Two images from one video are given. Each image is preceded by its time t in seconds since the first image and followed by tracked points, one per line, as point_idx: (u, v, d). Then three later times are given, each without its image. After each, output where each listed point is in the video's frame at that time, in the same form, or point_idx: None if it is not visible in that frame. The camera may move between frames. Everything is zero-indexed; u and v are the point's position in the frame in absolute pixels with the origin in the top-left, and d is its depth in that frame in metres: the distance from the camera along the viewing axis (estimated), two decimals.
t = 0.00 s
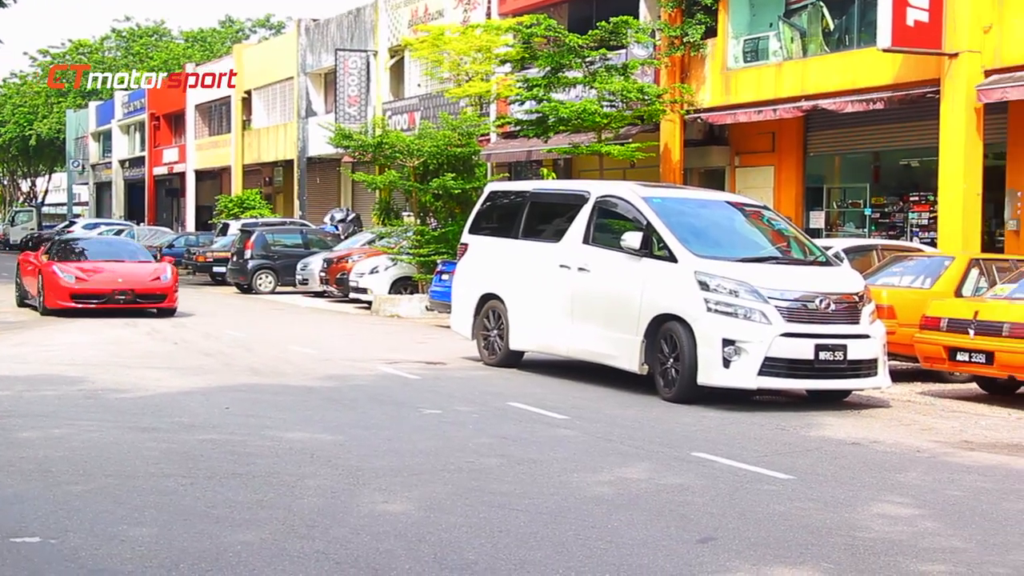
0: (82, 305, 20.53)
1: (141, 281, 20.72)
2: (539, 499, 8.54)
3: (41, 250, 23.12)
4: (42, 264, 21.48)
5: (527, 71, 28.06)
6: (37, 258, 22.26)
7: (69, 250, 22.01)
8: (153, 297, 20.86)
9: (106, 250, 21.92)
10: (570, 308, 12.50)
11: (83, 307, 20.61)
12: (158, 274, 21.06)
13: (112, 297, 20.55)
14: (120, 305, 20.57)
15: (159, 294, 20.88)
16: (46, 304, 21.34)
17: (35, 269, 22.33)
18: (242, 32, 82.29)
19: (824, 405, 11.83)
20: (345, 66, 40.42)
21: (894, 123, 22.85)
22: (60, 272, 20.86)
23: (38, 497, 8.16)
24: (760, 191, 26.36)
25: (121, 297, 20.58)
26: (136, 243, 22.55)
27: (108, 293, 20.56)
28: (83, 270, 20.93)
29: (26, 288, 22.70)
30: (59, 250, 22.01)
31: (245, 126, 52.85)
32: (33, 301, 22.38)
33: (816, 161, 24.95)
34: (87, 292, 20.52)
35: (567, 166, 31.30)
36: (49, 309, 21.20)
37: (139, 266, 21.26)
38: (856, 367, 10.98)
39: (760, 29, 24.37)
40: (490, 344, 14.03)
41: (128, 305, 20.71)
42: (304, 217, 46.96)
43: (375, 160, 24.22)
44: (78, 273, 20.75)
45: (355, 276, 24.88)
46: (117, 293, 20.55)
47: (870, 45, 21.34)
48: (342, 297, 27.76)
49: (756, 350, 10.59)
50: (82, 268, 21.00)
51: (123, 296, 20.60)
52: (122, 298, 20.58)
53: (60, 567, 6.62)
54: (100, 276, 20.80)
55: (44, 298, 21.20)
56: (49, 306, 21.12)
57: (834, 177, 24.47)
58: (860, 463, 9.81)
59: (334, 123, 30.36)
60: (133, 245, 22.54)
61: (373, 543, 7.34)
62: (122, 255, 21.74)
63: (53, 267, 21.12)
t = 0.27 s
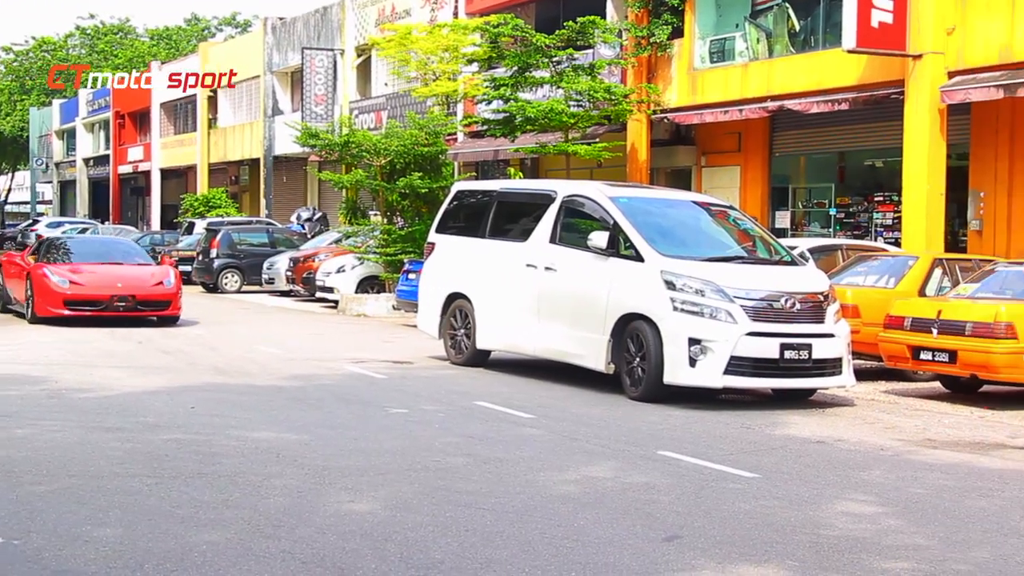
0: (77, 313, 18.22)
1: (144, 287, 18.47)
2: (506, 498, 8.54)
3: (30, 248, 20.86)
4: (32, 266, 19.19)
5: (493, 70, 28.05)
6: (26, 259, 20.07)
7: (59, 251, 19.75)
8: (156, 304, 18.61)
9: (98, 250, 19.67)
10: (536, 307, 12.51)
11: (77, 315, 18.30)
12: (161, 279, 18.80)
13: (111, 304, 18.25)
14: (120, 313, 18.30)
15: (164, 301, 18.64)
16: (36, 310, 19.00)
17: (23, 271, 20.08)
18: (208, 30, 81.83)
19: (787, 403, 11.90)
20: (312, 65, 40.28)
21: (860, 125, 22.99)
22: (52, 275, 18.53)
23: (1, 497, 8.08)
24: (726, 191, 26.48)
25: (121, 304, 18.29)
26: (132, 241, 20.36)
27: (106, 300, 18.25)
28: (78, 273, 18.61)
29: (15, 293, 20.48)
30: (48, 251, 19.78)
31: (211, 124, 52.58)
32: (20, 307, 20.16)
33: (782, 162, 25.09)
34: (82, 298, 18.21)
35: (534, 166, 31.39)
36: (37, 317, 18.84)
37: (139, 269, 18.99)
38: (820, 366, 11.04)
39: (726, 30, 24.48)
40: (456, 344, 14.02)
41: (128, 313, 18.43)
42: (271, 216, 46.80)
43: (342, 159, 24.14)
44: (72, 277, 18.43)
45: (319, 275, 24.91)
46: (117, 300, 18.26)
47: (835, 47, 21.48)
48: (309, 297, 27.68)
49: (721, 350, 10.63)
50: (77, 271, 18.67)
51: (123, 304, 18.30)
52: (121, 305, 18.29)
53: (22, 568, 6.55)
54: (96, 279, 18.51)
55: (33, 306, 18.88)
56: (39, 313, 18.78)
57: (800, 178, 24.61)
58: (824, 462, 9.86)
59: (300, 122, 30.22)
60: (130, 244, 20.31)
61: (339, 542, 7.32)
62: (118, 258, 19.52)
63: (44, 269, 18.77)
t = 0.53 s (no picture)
0: (77, 321, 16.51)
1: (150, 292, 16.88)
2: (477, 498, 8.54)
3: (17, 249, 19.00)
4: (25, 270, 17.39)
5: (464, 69, 28.02)
6: (16, 260, 18.24)
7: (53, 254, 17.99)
8: (162, 310, 17.00)
9: (95, 251, 18.02)
10: (508, 306, 12.50)
11: (76, 323, 16.59)
12: (168, 283, 17.21)
13: (114, 311, 16.58)
14: (124, 321, 16.66)
15: (171, 307, 17.07)
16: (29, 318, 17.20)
17: (13, 275, 18.23)
18: (178, 28, 81.34)
19: (756, 403, 11.94)
20: (283, 64, 40.15)
21: (830, 125, 23.09)
22: (48, 280, 16.78)
23: None
24: (697, 191, 26.56)
25: (125, 310, 16.65)
26: (130, 241, 18.68)
27: (108, 307, 16.58)
28: (78, 278, 16.90)
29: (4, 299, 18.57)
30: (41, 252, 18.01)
31: (181, 123, 52.32)
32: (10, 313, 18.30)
33: (753, 162, 25.21)
34: (82, 305, 16.52)
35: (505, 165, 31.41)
36: (30, 326, 17.10)
37: (141, 272, 17.36)
38: (790, 365, 11.09)
39: (698, 30, 24.53)
40: (427, 343, 13.99)
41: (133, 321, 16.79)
42: (242, 215, 46.61)
43: (313, 158, 24.06)
44: (71, 281, 16.72)
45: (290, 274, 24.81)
46: (120, 306, 16.61)
47: (806, 48, 21.58)
48: (280, 297, 27.56)
49: (692, 349, 10.65)
50: (75, 275, 16.95)
51: (128, 310, 16.66)
52: (125, 312, 16.65)
53: None
54: (96, 283, 16.83)
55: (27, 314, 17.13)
56: (32, 321, 17.00)
57: (771, 178, 24.72)
58: (794, 461, 9.90)
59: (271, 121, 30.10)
60: (128, 244, 18.63)
61: (309, 542, 7.29)
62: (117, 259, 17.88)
63: (38, 273, 17.00)
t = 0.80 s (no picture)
0: (83, 331, 14.83)
1: (164, 299, 15.27)
2: (444, 497, 8.53)
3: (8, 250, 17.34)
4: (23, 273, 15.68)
5: (432, 67, 27.96)
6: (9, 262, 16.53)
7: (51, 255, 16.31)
8: (175, 318, 15.41)
9: (97, 252, 16.37)
10: (475, 305, 12.49)
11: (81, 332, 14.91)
12: (182, 288, 15.64)
13: (124, 319, 14.93)
14: (135, 330, 15.02)
15: (185, 315, 15.48)
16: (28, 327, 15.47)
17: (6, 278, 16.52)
18: (144, 24, 80.79)
19: (722, 402, 11.99)
20: (250, 62, 39.99)
21: (797, 125, 23.21)
22: (50, 285, 15.07)
23: None
24: (665, 191, 26.64)
25: (137, 318, 15.02)
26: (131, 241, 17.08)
27: (118, 314, 14.93)
28: (83, 282, 15.21)
29: None
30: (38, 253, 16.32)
31: (148, 120, 52.00)
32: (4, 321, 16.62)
33: (720, 162, 25.30)
34: (90, 312, 14.84)
35: (474, 164, 31.41)
36: (29, 335, 15.38)
37: (151, 276, 15.75)
38: (757, 364, 11.14)
39: (665, 30, 24.58)
40: (395, 342, 13.97)
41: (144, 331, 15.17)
42: (209, 213, 46.40)
43: (280, 156, 23.95)
44: (77, 285, 15.03)
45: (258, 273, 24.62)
46: (131, 313, 14.97)
47: (773, 48, 21.70)
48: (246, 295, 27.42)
49: (659, 348, 10.68)
50: (80, 279, 15.26)
51: (139, 319, 15.03)
52: (137, 320, 15.02)
53: None
54: (104, 287, 15.15)
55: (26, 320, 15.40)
56: (32, 330, 15.29)
57: (738, 177, 24.82)
58: (759, 459, 9.95)
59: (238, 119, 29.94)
60: (130, 244, 17.04)
61: (275, 542, 7.27)
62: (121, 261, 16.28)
63: (39, 276, 15.28)
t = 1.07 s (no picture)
0: (98, 340, 13.47)
1: (185, 305, 14.02)
2: (411, 496, 8.52)
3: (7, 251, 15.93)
4: (27, 276, 14.29)
5: (401, 66, 27.94)
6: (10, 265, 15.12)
7: (56, 256, 14.92)
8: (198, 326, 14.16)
9: (101, 256, 15.01)
10: (444, 304, 12.48)
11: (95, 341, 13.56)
12: (203, 293, 14.38)
13: (143, 327, 13.61)
14: (154, 339, 13.72)
15: (208, 323, 14.23)
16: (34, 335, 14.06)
17: (8, 282, 15.11)
18: (110, 22, 80.31)
19: (689, 400, 12.03)
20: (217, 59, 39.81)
21: (763, 125, 23.32)
22: (60, 290, 13.69)
23: None
24: (634, 190, 26.73)
25: (157, 326, 13.73)
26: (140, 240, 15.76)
27: (136, 322, 13.60)
28: (97, 287, 13.85)
29: None
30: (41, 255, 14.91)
31: (114, 119, 51.70)
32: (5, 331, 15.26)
33: (687, 161, 25.40)
34: (105, 320, 13.49)
35: (443, 163, 31.45)
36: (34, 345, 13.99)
37: (166, 281, 14.47)
38: (724, 363, 11.18)
39: (634, 29, 24.62)
40: (363, 341, 13.93)
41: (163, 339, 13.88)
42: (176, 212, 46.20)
43: (248, 155, 23.86)
44: (90, 291, 13.69)
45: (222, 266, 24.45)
46: (151, 321, 13.68)
47: (741, 48, 21.79)
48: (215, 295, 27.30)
49: (627, 346, 10.70)
50: (92, 284, 13.91)
51: (159, 327, 13.74)
52: (156, 329, 13.73)
53: None
54: (119, 293, 13.82)
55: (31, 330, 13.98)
56: (39, 339, 13.87)
57: (706, 176, 24.92)
58: (727, 457, 9.99)
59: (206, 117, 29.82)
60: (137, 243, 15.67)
61: (243, 541, 7.24)
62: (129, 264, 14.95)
63: (46, 280, 13.89)
